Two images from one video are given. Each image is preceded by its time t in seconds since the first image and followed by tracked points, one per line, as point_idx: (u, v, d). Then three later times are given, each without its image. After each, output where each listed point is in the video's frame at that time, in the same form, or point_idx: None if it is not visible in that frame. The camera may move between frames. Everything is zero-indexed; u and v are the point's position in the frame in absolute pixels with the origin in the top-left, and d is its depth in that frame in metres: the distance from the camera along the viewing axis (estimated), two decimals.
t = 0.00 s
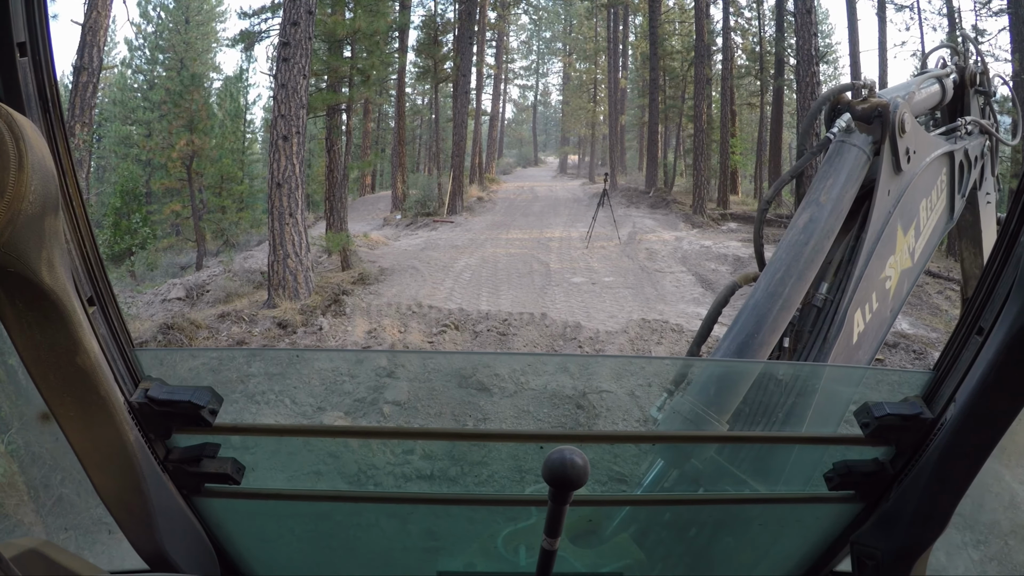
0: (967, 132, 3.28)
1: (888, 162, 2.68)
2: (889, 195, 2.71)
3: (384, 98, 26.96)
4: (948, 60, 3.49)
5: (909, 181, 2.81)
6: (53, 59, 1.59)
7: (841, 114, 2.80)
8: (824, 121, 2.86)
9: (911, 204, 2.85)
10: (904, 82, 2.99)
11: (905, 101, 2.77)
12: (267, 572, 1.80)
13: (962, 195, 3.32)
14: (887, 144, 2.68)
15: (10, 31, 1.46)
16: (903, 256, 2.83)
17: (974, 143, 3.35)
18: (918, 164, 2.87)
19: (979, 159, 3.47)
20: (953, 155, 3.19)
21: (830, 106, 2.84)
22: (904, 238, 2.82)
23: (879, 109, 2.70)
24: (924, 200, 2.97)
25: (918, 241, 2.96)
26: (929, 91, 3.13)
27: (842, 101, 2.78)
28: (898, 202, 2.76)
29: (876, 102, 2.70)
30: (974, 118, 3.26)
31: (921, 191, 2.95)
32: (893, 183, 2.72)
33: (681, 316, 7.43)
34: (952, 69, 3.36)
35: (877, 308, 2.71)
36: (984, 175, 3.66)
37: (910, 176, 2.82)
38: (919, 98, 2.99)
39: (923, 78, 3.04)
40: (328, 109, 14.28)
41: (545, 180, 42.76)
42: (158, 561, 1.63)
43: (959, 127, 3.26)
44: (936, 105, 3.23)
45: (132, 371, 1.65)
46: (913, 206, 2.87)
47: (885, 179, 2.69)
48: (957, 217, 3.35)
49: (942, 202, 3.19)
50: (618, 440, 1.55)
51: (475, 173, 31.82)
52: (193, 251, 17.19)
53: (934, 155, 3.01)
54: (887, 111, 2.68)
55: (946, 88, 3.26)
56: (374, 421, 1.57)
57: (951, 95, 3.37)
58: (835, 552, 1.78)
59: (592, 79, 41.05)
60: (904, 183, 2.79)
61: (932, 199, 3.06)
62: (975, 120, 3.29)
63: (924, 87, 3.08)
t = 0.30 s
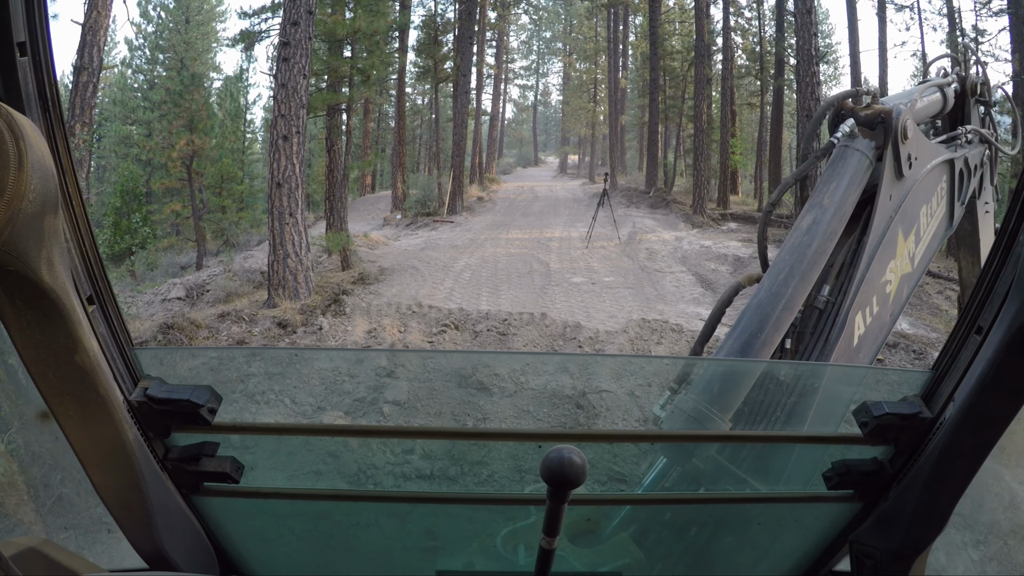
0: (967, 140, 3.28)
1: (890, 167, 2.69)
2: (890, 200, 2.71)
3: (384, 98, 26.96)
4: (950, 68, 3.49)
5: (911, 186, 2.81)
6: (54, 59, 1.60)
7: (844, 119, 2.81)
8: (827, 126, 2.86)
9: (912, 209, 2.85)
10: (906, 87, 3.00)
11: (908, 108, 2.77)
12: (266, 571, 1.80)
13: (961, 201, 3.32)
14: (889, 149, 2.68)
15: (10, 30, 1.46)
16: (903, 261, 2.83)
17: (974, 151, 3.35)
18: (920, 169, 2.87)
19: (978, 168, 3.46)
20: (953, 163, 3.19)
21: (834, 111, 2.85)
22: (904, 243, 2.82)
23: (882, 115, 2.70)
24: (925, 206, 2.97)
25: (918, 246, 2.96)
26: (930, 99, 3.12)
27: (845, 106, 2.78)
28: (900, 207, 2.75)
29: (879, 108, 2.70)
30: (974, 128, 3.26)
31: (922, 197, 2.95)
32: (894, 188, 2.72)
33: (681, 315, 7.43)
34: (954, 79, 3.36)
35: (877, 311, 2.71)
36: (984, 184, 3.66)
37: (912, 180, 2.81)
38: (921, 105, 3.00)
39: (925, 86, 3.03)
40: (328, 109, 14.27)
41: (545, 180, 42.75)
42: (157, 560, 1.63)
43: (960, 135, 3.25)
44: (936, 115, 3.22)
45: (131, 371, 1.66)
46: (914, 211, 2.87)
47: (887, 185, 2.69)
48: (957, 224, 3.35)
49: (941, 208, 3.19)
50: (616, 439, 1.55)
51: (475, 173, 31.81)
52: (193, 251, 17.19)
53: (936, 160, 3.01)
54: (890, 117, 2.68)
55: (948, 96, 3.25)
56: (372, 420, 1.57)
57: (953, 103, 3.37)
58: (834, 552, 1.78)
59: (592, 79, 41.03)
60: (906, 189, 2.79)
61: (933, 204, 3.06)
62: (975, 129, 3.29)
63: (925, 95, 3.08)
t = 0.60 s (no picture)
0: (967, 140, 3.29)
1: (891, 168, 2.70)
2: (892, 200, 2.72)
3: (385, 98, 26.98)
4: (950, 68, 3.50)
5: (912, 187, 2.82)
6: (64, 61, 1.61)
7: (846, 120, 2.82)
8: (828, 128, 2.88)
9: (913, 209, 2.86)
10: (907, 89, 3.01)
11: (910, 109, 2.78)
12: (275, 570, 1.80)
13: (962, 203, 3.33)
14: (890, 151, 2.69)
15: (23, 30, 1.47)
16: (904, 261, 2.85)
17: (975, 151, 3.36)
18: (921, 170, 2.88)
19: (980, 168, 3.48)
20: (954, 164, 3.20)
21: (835, 112, 2.86)
22: (906, 243, 2.83)
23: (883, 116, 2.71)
24: (926, 207, 2.98)
25: (919, 247, 2.97)
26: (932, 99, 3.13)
27: (847, 108, 2.79)
28: (901, 207, 2.77)
29: (881, 108, 2.71)
30: (974, 128, 3.27)
31: (923, 198, 2.96)
32: (895, 189, 2.73)
33: (682, 316, 7.45)
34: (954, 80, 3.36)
35: (878, 311, 2.72)
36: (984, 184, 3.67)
37: (913, 181, 2.83)
38: (923, 106, 3.01)
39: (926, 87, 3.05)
40: (329, 109, 14.27)
41: (545, 180, 42.78)
42: (168, 559, 1.64)
43: (960, 135, 3.26)
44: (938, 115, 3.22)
45: (142, 371, 1.67)
46: (915, 212, 2.88)
47: (888, 185, 2.71)
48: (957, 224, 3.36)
49: (943, 209, 3.19)
50: (621, 438, 1.56)
51: (476, 174, 31.86)
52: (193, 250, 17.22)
53: (936, 162, 3.02)
54: (892, 117, 2.68)
55: (948, 97, 3.26)
56: (375, 420, 1.58)
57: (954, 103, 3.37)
58: (835, 550, 1.79)
59: (592, 79, 41.03)
60: (907, 189, 2.80)
61: (933, 204, 3.07)
62: (976, 129, 3.30)
63: (926, 96, 3.09)
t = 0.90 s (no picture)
0: (964, 128, 3.31)
1: (884, 162, 2.71)
2: (885, 194, 2.74)
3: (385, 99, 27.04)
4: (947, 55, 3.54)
5: (906, 179, 2.84)
6: (94, 66, 1.66)
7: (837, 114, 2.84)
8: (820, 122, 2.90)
9: (908, 202, 2.88)
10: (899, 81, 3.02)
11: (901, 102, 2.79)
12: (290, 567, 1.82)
13: (959, 192, 3.36)
14: (882, 144, 2.71)
15: (55, 39, 1.52)
16: (900, 254, 2.87)
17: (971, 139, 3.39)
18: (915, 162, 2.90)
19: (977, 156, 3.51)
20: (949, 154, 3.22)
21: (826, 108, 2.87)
22: (901, 235, 2.85)
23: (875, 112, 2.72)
24: (921, 198, 3.00)
25: (916, 237, 2.99)
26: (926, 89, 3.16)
27: (839, 102, 2.79)
28: (895, 200, 2.79)
29: (872, 103, 2.72)
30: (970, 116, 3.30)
31: (918, 190, 2.98)
32: (889, 182, 2.74)
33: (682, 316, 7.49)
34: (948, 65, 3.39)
35: (875, 305, 2.75)
36: (981, 174, 3.73)
37: (907, 174, 2.84)
38: (916, 97, 3.03)
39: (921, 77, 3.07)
40: (330, 110, 14.45)
41: (545, 181, 42.79)
42: (189, 555, 1.65)
43: (956, 124, 3.29)
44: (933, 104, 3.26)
45: (164, 370, 1.68)
46: (910, 204, 2.90)
47: (881, 179, 2.72)
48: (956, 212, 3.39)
49: (939, 199, 3.22)
50: (628, 435, 1.58)
51: (476, 174, 31.88)
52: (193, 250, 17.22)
53: (932, 153, 3.04)
54: (883, 112, 2.70)
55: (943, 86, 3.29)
56: (379, 419, 1.61)
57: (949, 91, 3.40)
58: (834, 544, 1.81)
59: (592, 79, 41.09)
60: (901, 182, 2.81)
61: (930, 195, 3.10)
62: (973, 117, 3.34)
63: (921, 85, 3.12)
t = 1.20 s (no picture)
0: (953, 92, 3.34)
1: (863, 141, 2.70)
2: (868, 174, 2.74)
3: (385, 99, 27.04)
4: (936, 12, 3.57)
5: (890, 155, 2.84)
6: (108, 77, 1.69)
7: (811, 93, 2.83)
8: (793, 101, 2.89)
9: (894, 178, 2.89)
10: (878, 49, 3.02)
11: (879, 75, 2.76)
12: (292, 564, 1.84)
13: (952, 157, 3.37)
14: (860, 123, 2.70)
15: (68, 53, 1.53)
16: (890, 232, 2.89)
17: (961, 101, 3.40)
18: (897, 136, 2.90)
19: (970, 117, 3.50)
20: (939, 120, 3.21)
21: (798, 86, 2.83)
22: (888, 214, 2.87)
23: (851, 88, 2.71)
24: (909, 170, 3.00)
25: (906, 213, 3.00)
26: (909, 55, 3.17)
27: (813, 79, 2.77)
28: (879, 178, 2.79)
29: (847, 79, 2.71)
30: (959, 77, 3.30)
31: (906, 163, 2.98)
32: (870, 162, 2.74)
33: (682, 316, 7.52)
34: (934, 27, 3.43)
35: (864, 288, 2.77)
36: (977, 137, 3.73)
37: (890, 150, 2.84)
38: (895, 66, 3.02)
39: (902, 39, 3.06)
40: (331, 110, 14.51)
41: (546, 181, 42.74)
42: (198, 551, 1.68)
43: (945, 88, 3.31)
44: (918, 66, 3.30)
45: (174, 372, 1.69)
46: (897, 179, 2.91)
47: (861, 158, 2.71)
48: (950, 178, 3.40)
49: (930, 167, 3.23)
50: (627, 433, 1.61)
51: (476, 174, 31.91)
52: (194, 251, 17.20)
53: (917, 123, 3.04)
54: (858, 88, 2.69)
55: (928, 51, 3.34)
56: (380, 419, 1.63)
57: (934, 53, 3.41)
58: (829, 541, 1.84)
59: (592, 79, 41.13)
60: (884, 158, 2.81)
61: (919, 166, 3.10)
62: (960, 80, 3.35)
63: (901, 51, 3.12)
